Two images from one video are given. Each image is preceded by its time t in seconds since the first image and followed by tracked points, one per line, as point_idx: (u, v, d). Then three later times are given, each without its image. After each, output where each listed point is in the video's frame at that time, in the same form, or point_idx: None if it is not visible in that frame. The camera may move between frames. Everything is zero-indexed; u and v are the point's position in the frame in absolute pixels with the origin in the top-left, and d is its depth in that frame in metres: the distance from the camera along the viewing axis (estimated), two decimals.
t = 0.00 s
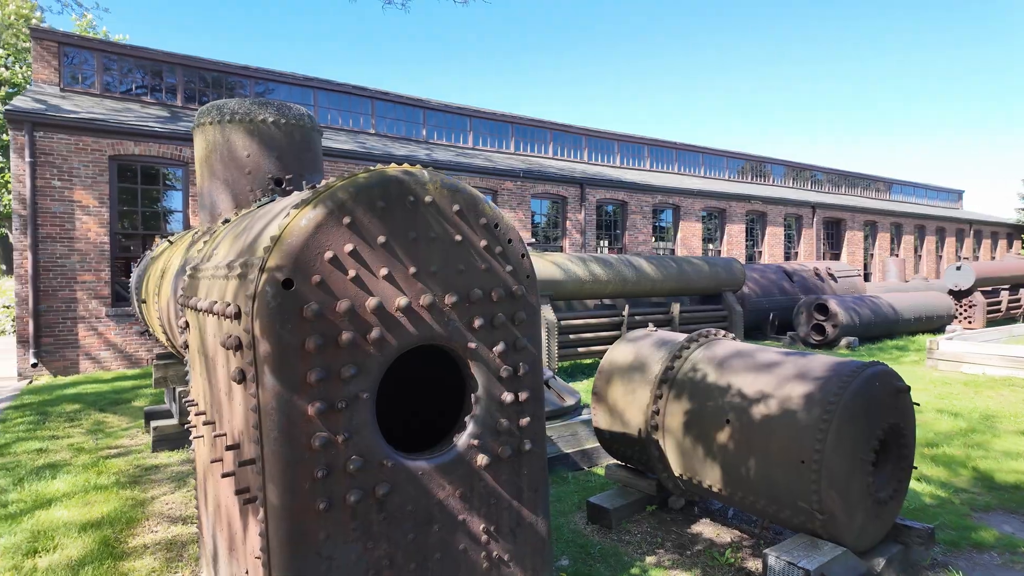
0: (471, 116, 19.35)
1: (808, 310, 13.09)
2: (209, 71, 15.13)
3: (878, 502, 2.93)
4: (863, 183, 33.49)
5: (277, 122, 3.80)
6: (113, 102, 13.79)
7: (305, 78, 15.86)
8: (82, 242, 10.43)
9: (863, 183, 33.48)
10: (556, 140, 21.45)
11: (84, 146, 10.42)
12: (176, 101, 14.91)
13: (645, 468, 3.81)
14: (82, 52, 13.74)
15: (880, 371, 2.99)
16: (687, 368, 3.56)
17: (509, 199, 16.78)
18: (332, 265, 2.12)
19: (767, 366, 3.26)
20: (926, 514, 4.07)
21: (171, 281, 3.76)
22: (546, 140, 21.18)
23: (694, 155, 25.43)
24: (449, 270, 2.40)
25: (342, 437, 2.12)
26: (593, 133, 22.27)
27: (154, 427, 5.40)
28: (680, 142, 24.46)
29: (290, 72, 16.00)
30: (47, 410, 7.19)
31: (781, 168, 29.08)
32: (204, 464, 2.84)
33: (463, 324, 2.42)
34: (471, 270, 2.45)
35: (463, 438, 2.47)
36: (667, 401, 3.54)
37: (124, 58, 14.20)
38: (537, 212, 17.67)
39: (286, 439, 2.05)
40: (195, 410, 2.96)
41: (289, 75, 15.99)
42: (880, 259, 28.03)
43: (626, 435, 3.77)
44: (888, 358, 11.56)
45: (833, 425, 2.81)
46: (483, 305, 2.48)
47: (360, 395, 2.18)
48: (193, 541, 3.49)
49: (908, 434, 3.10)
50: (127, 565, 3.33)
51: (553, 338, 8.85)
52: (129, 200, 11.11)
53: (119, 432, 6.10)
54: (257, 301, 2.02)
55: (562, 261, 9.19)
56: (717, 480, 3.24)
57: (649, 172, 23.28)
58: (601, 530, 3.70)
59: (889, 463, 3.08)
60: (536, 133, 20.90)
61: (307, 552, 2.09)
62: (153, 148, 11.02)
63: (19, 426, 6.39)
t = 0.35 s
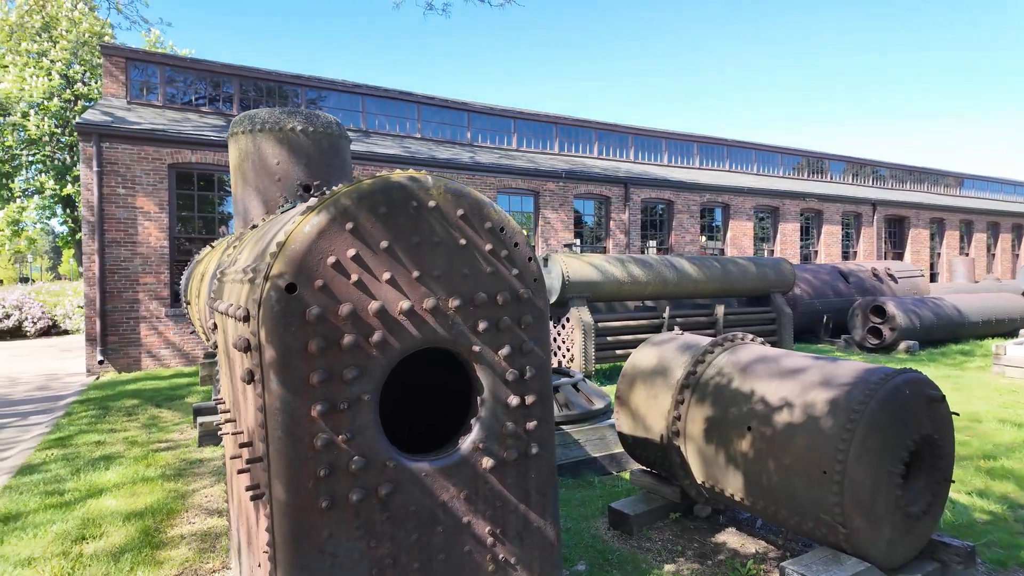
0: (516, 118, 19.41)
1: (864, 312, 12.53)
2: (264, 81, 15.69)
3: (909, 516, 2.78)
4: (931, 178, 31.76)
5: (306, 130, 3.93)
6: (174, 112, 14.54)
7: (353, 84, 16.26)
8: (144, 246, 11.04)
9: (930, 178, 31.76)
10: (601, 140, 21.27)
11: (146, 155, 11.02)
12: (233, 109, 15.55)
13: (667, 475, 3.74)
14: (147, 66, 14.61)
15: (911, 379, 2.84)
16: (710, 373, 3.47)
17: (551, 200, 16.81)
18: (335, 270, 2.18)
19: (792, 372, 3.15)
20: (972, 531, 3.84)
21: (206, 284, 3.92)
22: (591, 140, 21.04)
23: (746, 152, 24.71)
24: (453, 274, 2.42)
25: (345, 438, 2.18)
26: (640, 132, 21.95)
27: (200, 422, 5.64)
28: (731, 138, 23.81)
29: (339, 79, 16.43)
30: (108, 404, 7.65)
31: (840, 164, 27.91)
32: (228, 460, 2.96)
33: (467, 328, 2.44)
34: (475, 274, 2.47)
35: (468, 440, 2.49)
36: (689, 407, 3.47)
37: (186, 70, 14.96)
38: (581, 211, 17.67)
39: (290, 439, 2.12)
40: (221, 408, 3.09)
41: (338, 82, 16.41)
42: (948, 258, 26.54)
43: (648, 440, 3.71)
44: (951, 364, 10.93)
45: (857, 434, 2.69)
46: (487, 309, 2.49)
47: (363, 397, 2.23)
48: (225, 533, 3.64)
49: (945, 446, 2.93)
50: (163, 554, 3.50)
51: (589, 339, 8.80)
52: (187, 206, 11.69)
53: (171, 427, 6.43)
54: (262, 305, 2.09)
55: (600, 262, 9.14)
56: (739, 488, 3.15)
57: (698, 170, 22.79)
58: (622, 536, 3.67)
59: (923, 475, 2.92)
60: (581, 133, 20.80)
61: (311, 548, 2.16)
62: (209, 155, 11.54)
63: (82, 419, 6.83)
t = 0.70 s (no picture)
0: (564, 118, 19.35)
1: (929, 315, 11.90)
2: (318, 88, 16.25)
3: (949, 530, 2.64)
4: (1010, 172, 29.76)
5: (343, 136, 4.05)
6: (235, 120, 15.22)
7: (403, 89, 16.61)
8: (206, 248, 11.62)
9: (1009, 172, 29.76)
10: (651, 138, 20.94)
11: (208, 161, 11.59)
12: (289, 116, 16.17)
13: (698, 480, 3.67)
14: (211, 77, 15.35)
15: (952, 386, 2.69)
16: (741, 377, 3.39)
17: (597, 200, 16.73)
18: (353, 271, 2.25)
19: (826, 377, 3.04)
20: None
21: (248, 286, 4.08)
22: (641, 138, 20.77)
23: (805, 147, 23.79)
24: (469, 276, 2.46)
25: (362, 434, 2.25)
26: (692, 129, 21.49)
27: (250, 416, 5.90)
28: (789, 134, 22.99)
29: (389, 84, 16.83)
30: (170, 397, 8.10)
31: (908, 159, 26.53)
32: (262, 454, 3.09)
33: (484, 328, 2.48)
34: (492, 275, 2.50)
35: (485, 439, 2.53)
36: (719, 411, 3.39)
37: (247, 79, 15.65)
38: (630, 211, 17.49)
39: (310, 434, 2.21)
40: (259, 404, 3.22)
41: (389, 87, 16.81)
42: None
43: (678, 445, 3.65)
44: None
45: (890, 443, 2.57)
46: (504, 310, 2.52)
47: (380, 394, 2.29)
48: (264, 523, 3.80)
49: (993, 458, 2.76)
50: (207, 541, 3.69)
51: (632, 341, 8.70)
52: (245, 210, 12.23)
53: (224, 421, 6.76)
54: (284, 305, 2.19)
55: (643, 263, 9.05)
56: (770, 496, 3.06)
57: (752, 167, 22.13)
58: (650, 540, 3.63)
59: (969, 487, 2.75)
60: (630, 132, 20.55)
61: (329, 540, 2.24)
62: (265, 161, 12.04)
63: (145, 412, 7.27)
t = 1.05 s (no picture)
0: (595, 116, 19.20)
1: (976, 316, 11.42)
2: (352, 90, 16.51)
3: (981, 541, 2.51)
4: None
5: (364, 136, 4.08)
6: (271, 122, 15.58)
7: (435, 89, 16.75)
8: (242, 248, 11.92)
9: None
10: (686, 135, 20.62)
11: (244, 163, 11.90)
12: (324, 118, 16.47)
13: (720, 482, 3.59)
14: (249, 81, 15.74)
15: (984, 390, 2.56)
16: (763, 378, 3.30)
17: (628, 198, 16.58)
18: (362, 268, 2.27)
19: (850, 378, 2.93)
20: None
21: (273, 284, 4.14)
22: (674, 135, 20.46)
23: (846, 143, 23.10)
24: (479, 273, 2.45)
25: (370, 429, 2.27)
26: (727, 125, 21.08)
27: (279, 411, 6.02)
28: (829, 129, 22.33)
29: (421, 85, 16.99)
30: (206, 392, 8.34)
31: (957, 154, 25.49)
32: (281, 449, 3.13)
33: (493, 325, 2.47)
34: (502, 272, 2.49)
35: (495, 437, 2.52)
36: (740, 412, 3.30)
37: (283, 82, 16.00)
38: (662, 208, 17.28)
39: (319, 428, 2.23)
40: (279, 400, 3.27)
41: (421, 88, 16.97)
42: None
43: (699, 446, 3.57)
44: None
45: (916, 448, 2.46)
46: (514, 308, 2.50)
47: (388, 390, 2.30)
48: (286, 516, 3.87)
49: None
50: (231, 532, 3.78)
51: (659, 341, 8.59)
52: (280, 210, 12.51)
53: (255, 415, 6.92)
54: (294, 300, 2.21)
55: (672, 262, 8.91)
56: (792, 500, 2.97)
57: (790, 164, 21.59)
58: (669, 543, 3.56)
59: (1005, 497, 2.61)
60: (663, 129, 20.26)
61: (337, 533, 2.26)
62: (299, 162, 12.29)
63: (182, 405, 7.50)
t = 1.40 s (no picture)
0: (611, 113, 19.03)
1: (1003, 316, 11.10)
2: (367, 89, 16.58)
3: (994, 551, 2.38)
4: None
5: (363, 131, 4.00)
6: (287, 122, 15.70)
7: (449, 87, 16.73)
8: (257, 246, 12.02)
9: None
10: (703, 131, 20.34)
11: (259, 162, 12.00)
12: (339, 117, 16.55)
13: (723, 485, 3.48)
14: (264, 81, 15.86)
15: (998, 392, 2.42)
16: (767, 378, 3.18)
17: (643, 195, 16.42)
18: (343, 263, 2.22)
19: (857, 379, 2.81)
20: None
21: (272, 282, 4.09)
22: (692, 131, 20.20)
23: (869, 138, 22.62)
24: (465, 268, 2.39)
25: (351, 427, 2.21)
26: (746, 121, 20.76)
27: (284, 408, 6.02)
28: (851, 124, 21.88)
29: (436, 83, 17.00)
30: (218, 389, 8.41)
31: (985, 150, 24.83)
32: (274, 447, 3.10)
33: (480, 322, 2.40)
34: (489, 268, 2.42)
35: (483, 436, 2.45)
36: (742, 414, 3.19)
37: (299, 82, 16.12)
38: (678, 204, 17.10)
39: (299, 425, 2.19)
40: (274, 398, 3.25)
41: (435, 86, 16.98)
42: None
43: (701, 448, 3.46)
44: None
45: (923, 452, 2.34)
46: (502, 304, 2.43)
47: (370, 388, 2.25)
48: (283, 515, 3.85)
49: None
50: (228, 530, 3.77)
51: (672, 340, 8.46)
52: (294, 208, 12.59)
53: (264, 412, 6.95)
54: (274, 295, 2.17)
55: (684, 260, 8.77)
56: (795, 505, 2.86)
57: (811, 160, 21.20)
58: (670, 547, 3.47)
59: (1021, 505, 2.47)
60: (681, 125, 20.00)
61: (318, 533, 2.21)
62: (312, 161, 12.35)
63: (193, 402, 7.56)
